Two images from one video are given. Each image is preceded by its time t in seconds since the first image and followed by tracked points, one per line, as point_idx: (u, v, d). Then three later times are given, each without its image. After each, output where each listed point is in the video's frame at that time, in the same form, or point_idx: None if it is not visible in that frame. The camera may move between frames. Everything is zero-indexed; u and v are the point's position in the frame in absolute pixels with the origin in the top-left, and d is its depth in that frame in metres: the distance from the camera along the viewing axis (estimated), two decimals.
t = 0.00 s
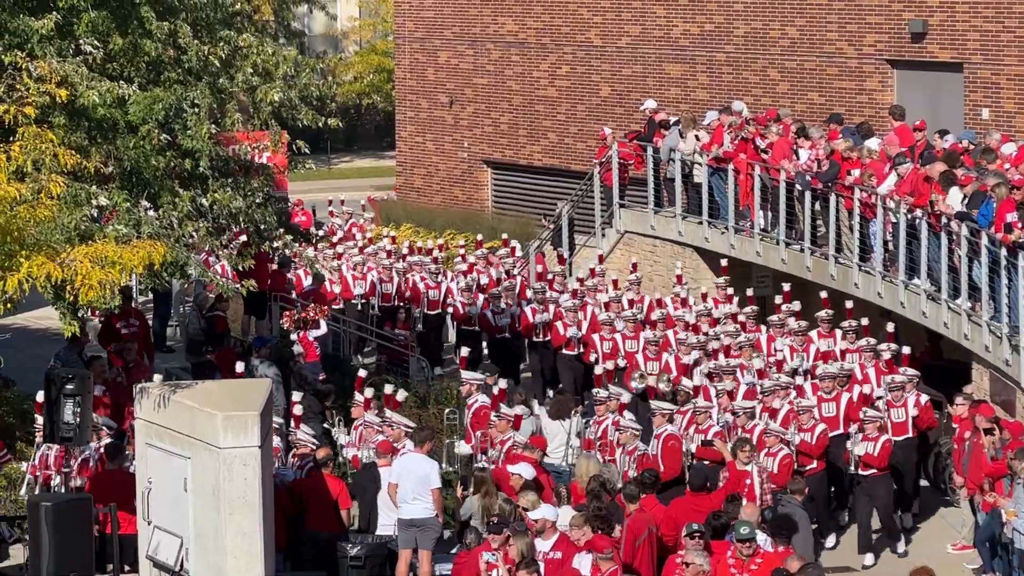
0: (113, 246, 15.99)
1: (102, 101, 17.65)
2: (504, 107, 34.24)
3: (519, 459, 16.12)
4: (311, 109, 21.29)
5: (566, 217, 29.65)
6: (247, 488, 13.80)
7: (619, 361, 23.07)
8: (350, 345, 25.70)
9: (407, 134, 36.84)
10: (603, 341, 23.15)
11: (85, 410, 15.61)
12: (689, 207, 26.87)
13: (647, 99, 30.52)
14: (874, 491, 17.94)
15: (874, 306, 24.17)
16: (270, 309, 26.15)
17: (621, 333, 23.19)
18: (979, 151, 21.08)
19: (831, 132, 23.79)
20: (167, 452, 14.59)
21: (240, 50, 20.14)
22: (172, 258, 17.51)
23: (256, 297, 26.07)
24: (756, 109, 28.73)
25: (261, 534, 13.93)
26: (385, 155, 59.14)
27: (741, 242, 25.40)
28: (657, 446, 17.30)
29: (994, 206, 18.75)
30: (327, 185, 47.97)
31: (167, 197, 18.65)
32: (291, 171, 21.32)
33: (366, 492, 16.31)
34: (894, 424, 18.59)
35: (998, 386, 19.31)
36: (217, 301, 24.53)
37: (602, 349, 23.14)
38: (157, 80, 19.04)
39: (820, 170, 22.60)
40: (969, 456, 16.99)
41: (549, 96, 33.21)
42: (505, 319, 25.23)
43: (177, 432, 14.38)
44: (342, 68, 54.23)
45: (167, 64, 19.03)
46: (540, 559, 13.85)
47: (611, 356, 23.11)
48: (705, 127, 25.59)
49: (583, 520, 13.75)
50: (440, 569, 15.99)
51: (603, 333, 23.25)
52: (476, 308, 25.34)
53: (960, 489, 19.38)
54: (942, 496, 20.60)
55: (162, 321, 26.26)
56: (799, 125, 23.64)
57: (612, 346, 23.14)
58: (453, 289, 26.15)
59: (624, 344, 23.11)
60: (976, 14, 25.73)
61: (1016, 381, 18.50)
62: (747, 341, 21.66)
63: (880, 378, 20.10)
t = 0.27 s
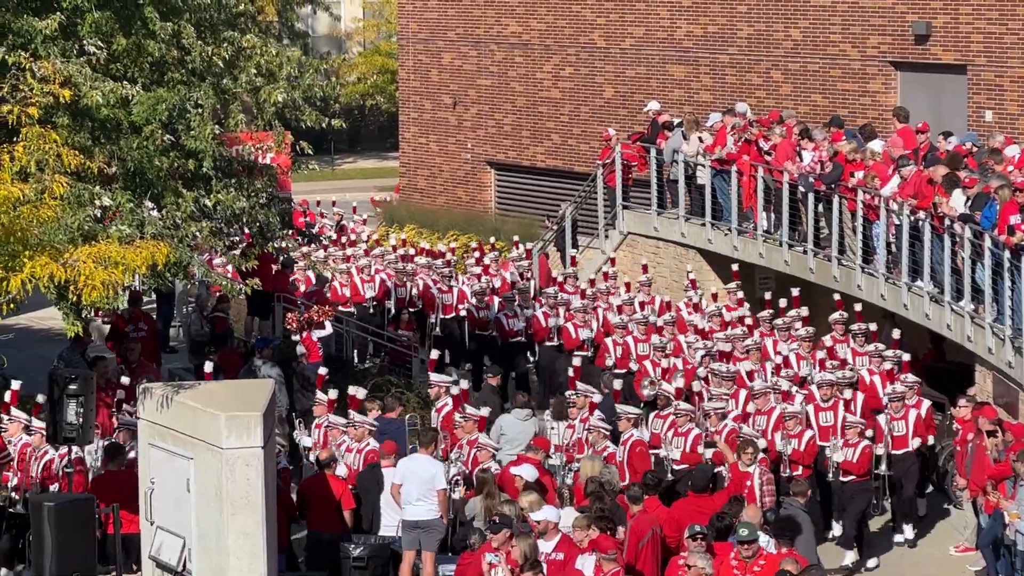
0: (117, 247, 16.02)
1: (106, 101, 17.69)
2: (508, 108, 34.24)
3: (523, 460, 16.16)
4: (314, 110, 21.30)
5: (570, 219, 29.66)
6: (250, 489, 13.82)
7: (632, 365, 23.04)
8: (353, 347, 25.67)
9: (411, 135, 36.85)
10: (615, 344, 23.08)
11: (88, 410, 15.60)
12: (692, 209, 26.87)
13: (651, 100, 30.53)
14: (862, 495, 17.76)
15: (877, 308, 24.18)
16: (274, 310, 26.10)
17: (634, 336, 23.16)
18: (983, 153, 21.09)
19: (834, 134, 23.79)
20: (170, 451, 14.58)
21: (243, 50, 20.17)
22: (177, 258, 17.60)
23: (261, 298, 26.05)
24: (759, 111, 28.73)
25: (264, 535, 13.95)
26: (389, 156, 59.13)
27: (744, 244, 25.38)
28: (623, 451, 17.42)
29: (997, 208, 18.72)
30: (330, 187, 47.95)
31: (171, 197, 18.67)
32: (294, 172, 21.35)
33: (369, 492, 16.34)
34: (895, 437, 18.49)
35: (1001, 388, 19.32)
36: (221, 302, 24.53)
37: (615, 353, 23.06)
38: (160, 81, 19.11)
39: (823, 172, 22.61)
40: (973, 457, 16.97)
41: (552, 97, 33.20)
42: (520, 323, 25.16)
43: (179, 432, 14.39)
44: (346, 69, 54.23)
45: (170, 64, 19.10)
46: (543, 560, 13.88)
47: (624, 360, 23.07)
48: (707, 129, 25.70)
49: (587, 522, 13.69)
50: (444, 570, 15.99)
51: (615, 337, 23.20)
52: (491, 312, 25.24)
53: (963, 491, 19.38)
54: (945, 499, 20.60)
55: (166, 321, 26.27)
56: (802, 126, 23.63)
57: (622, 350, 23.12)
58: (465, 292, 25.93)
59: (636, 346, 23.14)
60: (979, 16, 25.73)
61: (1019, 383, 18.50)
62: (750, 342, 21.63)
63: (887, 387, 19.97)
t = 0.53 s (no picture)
0: (121, 245, 16.04)
1: (110, 100, 17.77)
2: (511, 108, 34.25)
3: (524, 460, 16.19)
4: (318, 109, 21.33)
5: (573, 218, 29.68)
6: (253, 488, 13.81)
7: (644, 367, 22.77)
8: (356, 345, 25.69)
9: (414, 134, 36.87)
10: (629, 346, 22.84)
11: (92, 408, 15.64)
12: (696, 209, 26.88)
13: (655, 100, 30.54)
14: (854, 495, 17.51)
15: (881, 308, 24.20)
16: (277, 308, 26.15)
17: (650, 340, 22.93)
18: (987, 154, 21.09)
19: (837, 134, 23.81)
20: (174, 451, 14.60)
21: (247, 49, 20.22)
22: (180, 257, 17.65)
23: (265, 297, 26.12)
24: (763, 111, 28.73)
25: (267, 534, 13.94)
26: (393, 155, 59.16)
27: (748, 243, 25.39)
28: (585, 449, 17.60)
29: (1001, 209, 18.74)
30: (334, 186, 47.96)
31: (175, 196, 18.71)
32: (298, 171, 21.39)
33: (373, 491, 16.35)
34: (904, 437, 18.39)
35: (1004, 388, 19.34)
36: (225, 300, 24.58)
37: (628, 355, 22.82)
38: (165, 80, 19.28)
39: (827, 172, 22.62)
40: (976, 458, 16.96)
41: (556, 97, 33.22)
42: (532, 325, 24.98)
43: (183, 431, 14.40)
44: (350, 68, 54.27)
45: (175, 63, 19.22)
46: (546, 560, 13.95)
47: (636, 362, 22.80)
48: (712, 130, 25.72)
49: (590, 521, 13.61)
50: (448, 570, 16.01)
51: (630, 338, 22.97)
52: (506, 313, 25.03)
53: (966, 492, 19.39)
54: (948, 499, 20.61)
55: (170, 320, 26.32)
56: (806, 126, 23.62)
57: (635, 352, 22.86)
58: (482, 293, 26.15)
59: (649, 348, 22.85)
60: (983, 16, 25.72)
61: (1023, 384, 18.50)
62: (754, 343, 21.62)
63: (895, 388, 19.73)
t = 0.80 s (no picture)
0: (122, 244, 16.00)
1: (113, 99, 17.80)
2: (514, 107, 34.25)
3: (525, 459, 16.19)
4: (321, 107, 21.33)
5: (575, 217, 29.69)
6: (254, 486, 13.81)
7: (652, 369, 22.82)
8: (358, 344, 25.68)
9: (417, 133, 36.87)
10: (638, 348, 22.94)
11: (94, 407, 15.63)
12: (698, 208, 26.87)
13: (657, 100, 30.53)
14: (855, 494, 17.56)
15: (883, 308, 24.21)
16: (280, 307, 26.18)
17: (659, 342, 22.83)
18: (989, 154, 21.08)
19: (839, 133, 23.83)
20: (175, 449, 14.60)
21: (250, 48, 20.22)
22: (182, 255, 17.67)
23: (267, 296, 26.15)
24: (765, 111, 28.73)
25: (268, 533, 13.94)
26: (395, 154, 59.16)
27: (750, 243, 25.39)
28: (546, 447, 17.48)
29: (1003, 209, 18.70)
30: (337, 185, 47.97)
31: (177, 194, 18.73)
32: (300, 170, 21.40)
33: (375, 490, 16.33)
34: (900, 448, 18.25)
35: (1007, 388, 19.34)
36: (228, 298, 24.59)
37: (636, 357, 22.91)
38: (167, 78, 19.29)
39: (829, 172, 22.62)
40: (978, 458, 16.95)
41: (559, 96, 33.22)
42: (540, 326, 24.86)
43: (184, 430, 14.40)
44: (353, 67, 54.31)
45: (177, 62, 19.24)
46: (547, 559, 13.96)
47: (644, 364, 22.84)
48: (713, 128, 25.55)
49: (592, 520, 13.57)
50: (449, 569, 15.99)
51: (638, 340, 23.05)
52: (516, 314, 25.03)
53: (967, 492, 19.38)
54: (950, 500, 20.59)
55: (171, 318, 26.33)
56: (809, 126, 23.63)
57: (644, 354, 22.92)
58: (495, 294, 26.27)
59: (658, 350, 22.91)
60: (986, 17, 25.72)
61: None
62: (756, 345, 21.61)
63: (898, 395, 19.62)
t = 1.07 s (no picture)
0: (125, 241, 16.01)
1: (116, 96, 17.81)
2: (516, 106, 34.24)
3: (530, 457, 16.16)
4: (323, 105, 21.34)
5: (577, 216, 29.68)
6: (256, 484, 13.81)
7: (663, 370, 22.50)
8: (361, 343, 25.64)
9: (419, 131, 36.87)
10: (647, 350, 22.58)
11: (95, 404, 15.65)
12: (700, 207, 26.86)
13: (660, 99, 30.52)
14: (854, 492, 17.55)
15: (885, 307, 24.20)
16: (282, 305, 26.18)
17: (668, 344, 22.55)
18: (992, 153, 21.06)
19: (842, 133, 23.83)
20: (177, 446, 14.60)
21: (252, 45, 20.22)
22: (183, 253, 17.69)
23: (269, 294, 26.16)
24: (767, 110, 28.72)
25: (270, 531, 13.94)
26: (397, 152, 59.15)
27: (752, 242, 25.38)
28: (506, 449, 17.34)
29: (1006, 209, 18.70)
30: (338, 183, 47.96)
31: (180, 192, 18.76)
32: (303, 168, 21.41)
33: (376, 489, 16.33)
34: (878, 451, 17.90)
35: (1009, 388, 19.32)
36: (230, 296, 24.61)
37: (647, 358, 22.56)
38: (170, 75, 19.30)
39: (831, 171, 22.64)
40: (979, 458, 16.94)
41: (561, 95, 33.21)
42: (551, 326, 24.48)
43: (187, 427, 14.40)
44: (355, 65, 54.34)
45: (180, 59, 19.29)
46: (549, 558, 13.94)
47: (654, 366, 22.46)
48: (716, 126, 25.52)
49: (593, 519, 13.61)
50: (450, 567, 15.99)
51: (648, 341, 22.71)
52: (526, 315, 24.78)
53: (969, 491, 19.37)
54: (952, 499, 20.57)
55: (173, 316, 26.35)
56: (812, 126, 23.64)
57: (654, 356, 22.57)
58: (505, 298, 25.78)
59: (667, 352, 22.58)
60: (989, 16, 25.71)
61: None
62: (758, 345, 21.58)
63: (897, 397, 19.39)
